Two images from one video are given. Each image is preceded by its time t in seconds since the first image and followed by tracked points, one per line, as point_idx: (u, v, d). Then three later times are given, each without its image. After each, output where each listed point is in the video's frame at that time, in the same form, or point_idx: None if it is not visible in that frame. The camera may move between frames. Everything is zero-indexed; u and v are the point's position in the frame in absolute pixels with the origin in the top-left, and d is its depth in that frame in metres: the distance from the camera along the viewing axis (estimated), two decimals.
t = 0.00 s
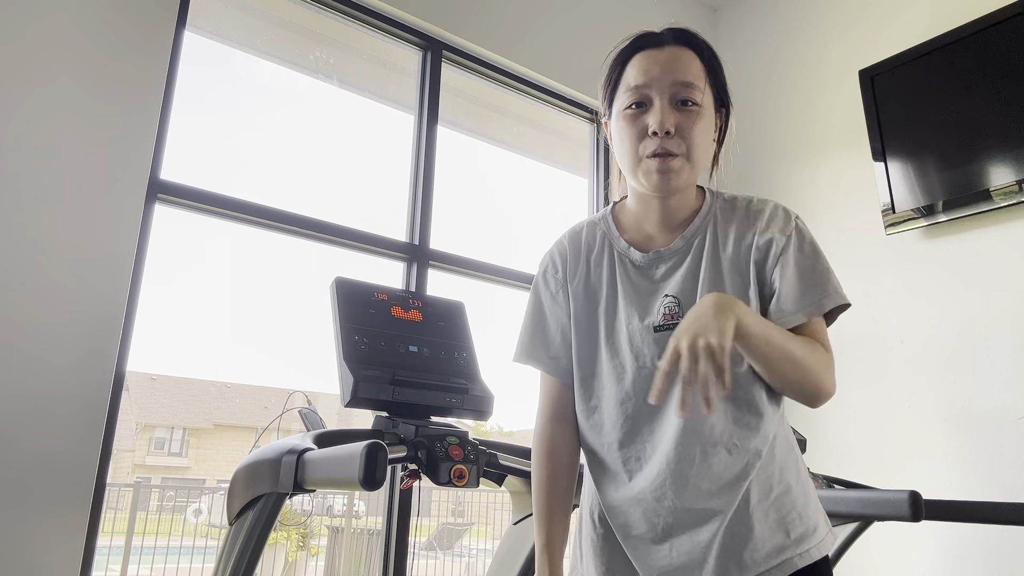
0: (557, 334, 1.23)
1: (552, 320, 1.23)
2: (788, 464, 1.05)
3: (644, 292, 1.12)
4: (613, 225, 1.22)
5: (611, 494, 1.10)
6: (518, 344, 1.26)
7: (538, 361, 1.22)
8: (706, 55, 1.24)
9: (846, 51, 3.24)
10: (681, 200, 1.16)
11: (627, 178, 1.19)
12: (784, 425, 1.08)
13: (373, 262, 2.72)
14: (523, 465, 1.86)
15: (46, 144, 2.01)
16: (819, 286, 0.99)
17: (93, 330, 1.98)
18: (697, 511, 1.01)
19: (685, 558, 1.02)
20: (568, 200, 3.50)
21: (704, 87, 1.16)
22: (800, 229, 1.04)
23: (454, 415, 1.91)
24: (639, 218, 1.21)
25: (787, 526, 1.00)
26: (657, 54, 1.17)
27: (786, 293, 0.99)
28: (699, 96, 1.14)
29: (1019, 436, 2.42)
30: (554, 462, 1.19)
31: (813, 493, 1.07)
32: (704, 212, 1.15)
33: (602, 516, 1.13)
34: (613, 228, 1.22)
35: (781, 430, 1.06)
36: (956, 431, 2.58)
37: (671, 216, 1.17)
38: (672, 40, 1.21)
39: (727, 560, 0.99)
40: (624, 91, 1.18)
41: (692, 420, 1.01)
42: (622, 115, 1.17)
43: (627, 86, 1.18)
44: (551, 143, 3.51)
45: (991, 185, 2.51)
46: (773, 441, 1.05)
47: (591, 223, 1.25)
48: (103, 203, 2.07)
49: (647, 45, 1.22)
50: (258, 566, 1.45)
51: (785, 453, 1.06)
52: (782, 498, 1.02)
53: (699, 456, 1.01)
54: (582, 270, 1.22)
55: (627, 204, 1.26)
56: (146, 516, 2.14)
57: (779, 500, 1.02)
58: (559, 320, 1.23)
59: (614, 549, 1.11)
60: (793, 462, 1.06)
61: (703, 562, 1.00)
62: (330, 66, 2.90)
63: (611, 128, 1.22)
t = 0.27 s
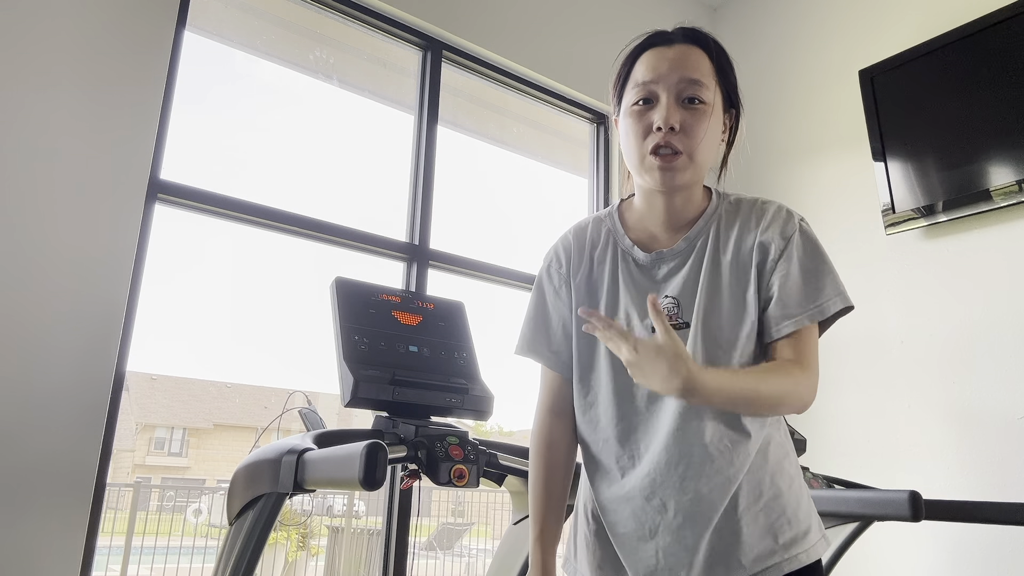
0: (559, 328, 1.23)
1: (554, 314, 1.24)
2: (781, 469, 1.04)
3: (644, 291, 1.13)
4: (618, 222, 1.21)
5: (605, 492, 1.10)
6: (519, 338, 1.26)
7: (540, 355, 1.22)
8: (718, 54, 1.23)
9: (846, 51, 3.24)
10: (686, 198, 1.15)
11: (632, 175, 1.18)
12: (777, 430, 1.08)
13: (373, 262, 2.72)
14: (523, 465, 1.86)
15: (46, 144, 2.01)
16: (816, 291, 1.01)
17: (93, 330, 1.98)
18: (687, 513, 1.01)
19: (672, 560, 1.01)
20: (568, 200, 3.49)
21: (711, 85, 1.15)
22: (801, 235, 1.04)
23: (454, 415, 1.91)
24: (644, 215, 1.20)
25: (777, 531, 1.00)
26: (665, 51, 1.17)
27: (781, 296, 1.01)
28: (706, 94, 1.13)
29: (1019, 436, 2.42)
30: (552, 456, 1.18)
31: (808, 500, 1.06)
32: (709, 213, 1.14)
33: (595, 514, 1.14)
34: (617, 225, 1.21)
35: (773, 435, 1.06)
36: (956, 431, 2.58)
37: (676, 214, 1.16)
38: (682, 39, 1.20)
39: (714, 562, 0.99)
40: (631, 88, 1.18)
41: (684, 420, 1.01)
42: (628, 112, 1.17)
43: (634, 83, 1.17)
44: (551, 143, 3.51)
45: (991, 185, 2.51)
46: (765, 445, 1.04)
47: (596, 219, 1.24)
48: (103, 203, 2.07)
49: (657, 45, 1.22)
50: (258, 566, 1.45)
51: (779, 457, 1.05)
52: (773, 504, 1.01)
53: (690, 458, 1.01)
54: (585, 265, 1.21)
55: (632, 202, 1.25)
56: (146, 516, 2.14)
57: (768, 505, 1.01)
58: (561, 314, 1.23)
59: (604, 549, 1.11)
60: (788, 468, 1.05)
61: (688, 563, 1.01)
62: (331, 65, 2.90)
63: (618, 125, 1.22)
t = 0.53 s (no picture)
0: (557, 329, 1.24)
1: (553, 316, 1.25)
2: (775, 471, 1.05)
3: (640, 294, 1.13)
4: (616, 226, 1.22)
5: (599, 492, 1.12)
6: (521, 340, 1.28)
7: (539, 357, 1.24)
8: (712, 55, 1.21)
9: (846, 51, 3.24)
10: (681, 205, 1.14)
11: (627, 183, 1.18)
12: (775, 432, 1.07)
13: (373, 262, 2.72)
14: (523, 465, 1.86)
15: (46, 143, 2.01)
16: (818, 296, 0.97)
17: (93, 329, 1.98)
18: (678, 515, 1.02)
19: (663, 560, 1.03)
20: (568, 200, 3.49)
21: (702, 92, 1.13)
22: (802, 237, 1.01)
23: (453, 415, 1.91)
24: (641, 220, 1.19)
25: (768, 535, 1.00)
26: (654, 60, 1.15)
27: (779, 303, 0.98)
28: (697, 101, 1.12)
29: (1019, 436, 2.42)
30: (552, 454, 1.18)
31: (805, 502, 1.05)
32: (705, 218, 1.13)
33: (591, 514, 1.15)
34: (615, 229, 1.21)
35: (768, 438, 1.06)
36: (956, 431, 2.58)
37: (671, 220, 1.15)
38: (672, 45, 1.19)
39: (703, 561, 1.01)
40: (622, 98, 1.17)
41: (674, 424, 1.03)
42: (620, 123, 1.16)
43: (625, 93, 1.16)
44: (551, 143, 3.51)
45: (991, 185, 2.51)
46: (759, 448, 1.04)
47: (595, 223, 1.25)
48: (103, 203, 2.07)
49: (648, 52, 1.21)
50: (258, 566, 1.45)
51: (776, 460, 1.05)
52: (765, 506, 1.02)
53: (679, 463, 1.02)
54: (583, 268, 1.22)
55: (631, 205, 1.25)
56: (146, 516, 2.14)
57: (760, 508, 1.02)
58: (560, 316, 1.24)
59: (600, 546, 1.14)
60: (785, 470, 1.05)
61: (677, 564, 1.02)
62: (330, 65, 2.90)
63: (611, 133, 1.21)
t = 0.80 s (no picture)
0: (560, 332, 1.23)
1: (555, 319, 1.24)
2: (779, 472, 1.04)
3: (643, 297, 1.13)
4: (619, 228, 1.21)
5: (604, 495, 1.12)
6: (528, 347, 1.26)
7: (541, 361, 1.23)
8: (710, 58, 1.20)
9: (846, 51, 3.24)
10: (682, 207, 1.14)
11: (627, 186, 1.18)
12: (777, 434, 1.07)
13: (373, 262, 2.72)
14: (523, 465, 1.86)
15: (46, 142, 2.01)
16: (817, 297, 0.98)
17: (93, 329, 1.98)
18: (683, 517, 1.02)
19: (668, 561, 1.04)
20: (568, 200, 3.49)
21: (701, 95, 1.13)
22: (802, 239, 1.01)
23: (453, 416, 1.91)
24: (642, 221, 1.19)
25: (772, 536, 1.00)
26: (651, 62, 1.15)
27: (780, 305, 0.98)
28: (696, 104, 1.12)
29: (1019, 436, 2.42)
30: (559, 458, 1.18)
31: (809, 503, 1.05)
32: (707, 219, 1.13)
33: (592, 512, 1.15)
34: (618, 232, 1.21)
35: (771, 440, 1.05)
36: (956, 431, 2.58)
37: (673, 222, 1.15)
38: (670, 47, 1.18)
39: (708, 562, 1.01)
40: (620, 101, 1.17)
41: (678, 426, 1.03)
42: (619, 126, 1.16)
43: (623, 96, 1.16)
44: (551, 143, 3.50)
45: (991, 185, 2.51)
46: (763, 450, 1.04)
47: (598, 226, 1.25)
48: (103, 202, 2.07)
49: (645, 54, 1.20)
50: (258, 566, 1.45)
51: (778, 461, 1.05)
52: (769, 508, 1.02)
53: (685, 466, 1.02)
54: (585, 272, 1.21)
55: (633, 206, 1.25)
56: (146, 516, 2.13)
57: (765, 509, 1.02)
58: (563, 319, 1.23)
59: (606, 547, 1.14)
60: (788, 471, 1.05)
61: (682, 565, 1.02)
62: (330, 65, 2.90)
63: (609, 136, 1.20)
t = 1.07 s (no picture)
0: (567, 326, 1.23)
1: (563, 314, 1.24)
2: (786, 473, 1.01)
3: (651, 290, 1.13)
4: (627, 224, 1.22)
5: (604, 489, 1.10)
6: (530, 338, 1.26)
7: (549, 354, 1.22)
8: (701, 53, 1.19)
9: (846, 51, 3.24)
10: (683, 202, 1.14)
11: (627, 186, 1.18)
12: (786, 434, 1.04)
13: (373, 262, 2.72)
14: (523, 465, 1.86)
15: (46, 142, 2.01)
16: (829, 292, 0.98)
17: (94, 328, 1.98)
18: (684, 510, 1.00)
19: (667, 557, 1.00)
20: (568, 200, 3.49)
21: (690, 91, 1.13)
22: (814, 239, 1.02)
23: (453, 416, 1.91)
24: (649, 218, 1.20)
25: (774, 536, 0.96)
26: (637, 65, 1.15)
27: (789, 297, 0.98)
28: (685, 101, 1.11)
29: (1018, 436, 2.42)
30: (563, 455, 1.17)
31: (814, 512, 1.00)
32: (715, 215, 1.13)
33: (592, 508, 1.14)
34: (626, 228, 1.21)
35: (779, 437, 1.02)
36: (956, 431, 2.58)
37: (679, 217, 1.15)
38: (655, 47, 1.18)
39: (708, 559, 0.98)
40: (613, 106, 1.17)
41: (684, 415, 1.02)
42: (612, 130, 1.16)
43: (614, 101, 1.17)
44: (551, 143, 3.50)
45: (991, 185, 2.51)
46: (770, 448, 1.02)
47: (606, 223, 1.25)
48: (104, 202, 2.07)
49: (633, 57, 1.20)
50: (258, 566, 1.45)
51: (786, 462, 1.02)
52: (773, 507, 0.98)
53: (688, 456, 1.01)
54: (593, 266, 1.22)
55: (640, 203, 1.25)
56: (146, 516, 2.13)
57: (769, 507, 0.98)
58: (570, 314, 1.23)
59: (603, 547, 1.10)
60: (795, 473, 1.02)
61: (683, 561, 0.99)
62: (330, 66, 2.90)
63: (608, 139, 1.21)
